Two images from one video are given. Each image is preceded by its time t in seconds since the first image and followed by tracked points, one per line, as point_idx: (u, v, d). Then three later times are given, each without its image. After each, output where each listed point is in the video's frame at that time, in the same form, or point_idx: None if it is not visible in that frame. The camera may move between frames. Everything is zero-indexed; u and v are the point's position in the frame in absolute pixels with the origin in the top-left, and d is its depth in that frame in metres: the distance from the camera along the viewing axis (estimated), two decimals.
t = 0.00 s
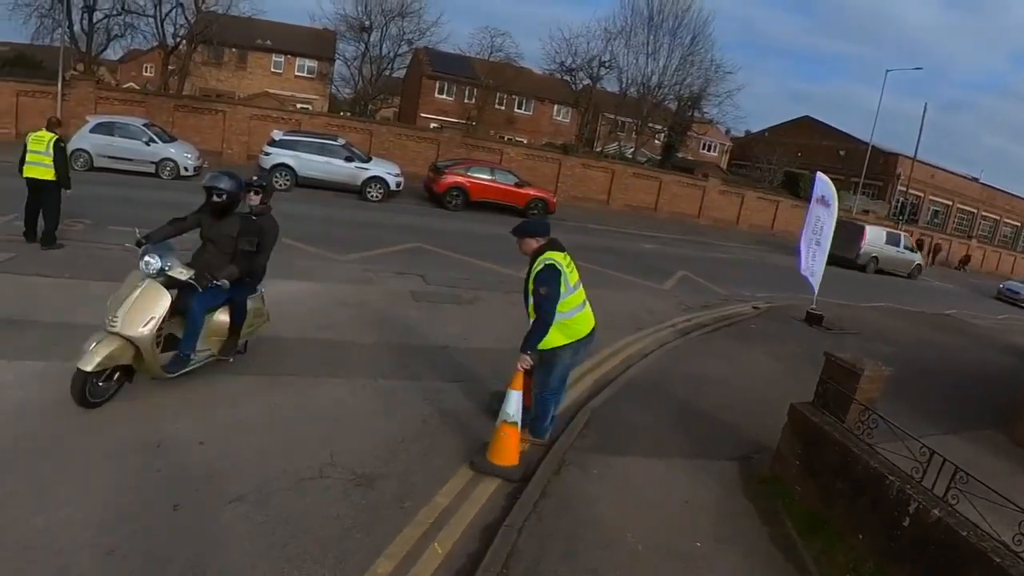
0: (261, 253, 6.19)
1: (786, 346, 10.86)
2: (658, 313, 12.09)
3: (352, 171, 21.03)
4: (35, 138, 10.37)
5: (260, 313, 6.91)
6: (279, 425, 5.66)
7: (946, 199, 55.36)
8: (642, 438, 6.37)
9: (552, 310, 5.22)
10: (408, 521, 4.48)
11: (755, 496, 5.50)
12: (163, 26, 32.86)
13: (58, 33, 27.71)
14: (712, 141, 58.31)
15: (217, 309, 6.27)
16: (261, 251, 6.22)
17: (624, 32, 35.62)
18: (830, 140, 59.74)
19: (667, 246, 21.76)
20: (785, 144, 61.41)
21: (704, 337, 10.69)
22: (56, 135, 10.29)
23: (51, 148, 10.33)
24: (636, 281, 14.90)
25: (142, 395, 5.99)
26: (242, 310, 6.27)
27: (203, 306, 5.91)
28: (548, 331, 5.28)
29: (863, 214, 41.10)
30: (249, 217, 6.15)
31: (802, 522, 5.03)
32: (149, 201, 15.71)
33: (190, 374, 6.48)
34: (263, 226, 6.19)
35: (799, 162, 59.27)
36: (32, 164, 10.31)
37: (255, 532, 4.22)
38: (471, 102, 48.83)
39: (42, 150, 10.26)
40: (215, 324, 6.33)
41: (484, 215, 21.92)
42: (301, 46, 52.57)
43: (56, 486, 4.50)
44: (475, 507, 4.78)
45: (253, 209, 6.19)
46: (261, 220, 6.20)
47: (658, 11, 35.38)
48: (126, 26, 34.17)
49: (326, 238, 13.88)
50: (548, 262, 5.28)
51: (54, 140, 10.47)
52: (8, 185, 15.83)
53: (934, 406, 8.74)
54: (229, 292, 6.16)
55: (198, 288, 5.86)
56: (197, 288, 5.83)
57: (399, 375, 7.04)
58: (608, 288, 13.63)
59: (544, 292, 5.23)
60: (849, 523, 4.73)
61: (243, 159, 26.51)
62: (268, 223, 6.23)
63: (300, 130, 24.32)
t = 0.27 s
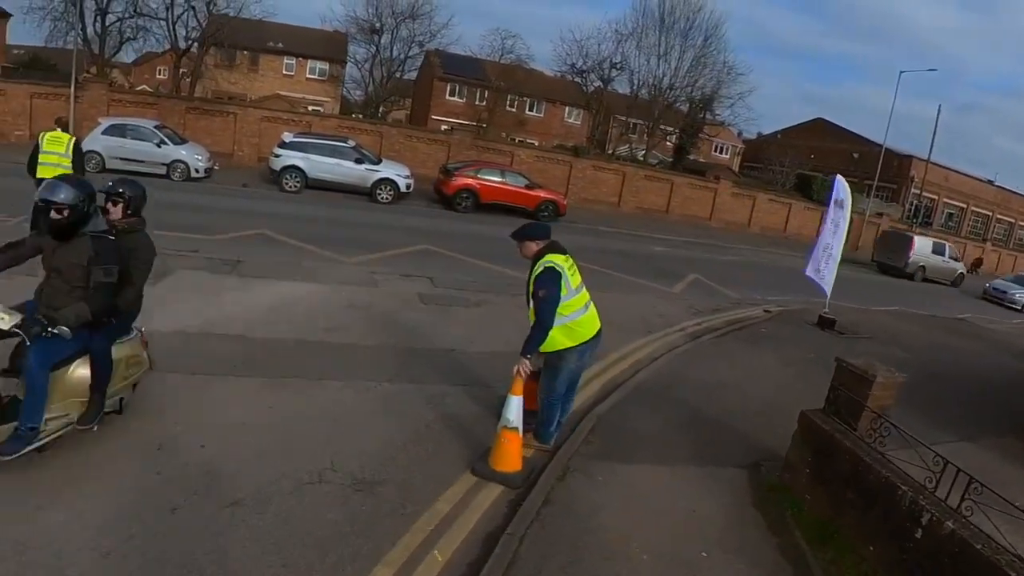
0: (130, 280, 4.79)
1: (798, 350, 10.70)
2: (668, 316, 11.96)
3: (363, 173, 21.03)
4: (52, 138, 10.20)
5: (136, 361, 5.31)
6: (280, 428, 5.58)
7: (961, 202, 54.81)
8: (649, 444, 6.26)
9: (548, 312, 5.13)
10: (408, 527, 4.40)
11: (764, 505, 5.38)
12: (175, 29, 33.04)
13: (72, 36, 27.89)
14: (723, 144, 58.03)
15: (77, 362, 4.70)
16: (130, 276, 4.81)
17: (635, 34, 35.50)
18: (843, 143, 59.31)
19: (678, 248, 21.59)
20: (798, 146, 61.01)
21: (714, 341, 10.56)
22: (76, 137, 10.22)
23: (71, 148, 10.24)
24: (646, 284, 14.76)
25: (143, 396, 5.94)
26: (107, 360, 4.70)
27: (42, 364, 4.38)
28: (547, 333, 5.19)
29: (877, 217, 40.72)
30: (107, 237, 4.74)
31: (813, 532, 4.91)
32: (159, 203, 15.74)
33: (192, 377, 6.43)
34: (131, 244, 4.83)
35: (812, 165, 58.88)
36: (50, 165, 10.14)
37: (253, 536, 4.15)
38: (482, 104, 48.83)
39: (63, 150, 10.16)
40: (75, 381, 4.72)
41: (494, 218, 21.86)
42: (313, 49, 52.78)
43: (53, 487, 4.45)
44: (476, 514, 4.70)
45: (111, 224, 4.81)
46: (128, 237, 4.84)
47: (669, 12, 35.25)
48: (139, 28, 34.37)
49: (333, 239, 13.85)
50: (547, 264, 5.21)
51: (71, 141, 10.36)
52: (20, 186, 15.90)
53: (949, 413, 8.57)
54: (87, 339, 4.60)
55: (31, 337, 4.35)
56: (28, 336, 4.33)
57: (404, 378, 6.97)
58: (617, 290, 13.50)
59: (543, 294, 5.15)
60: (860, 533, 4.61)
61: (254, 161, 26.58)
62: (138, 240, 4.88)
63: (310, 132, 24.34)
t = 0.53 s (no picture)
0: None
1: (811, 354, 10.62)
2: (680, 318, 11.90)
3: (374, 175, 21.08)
4: (66, 140, 10.27)
5: None
6: (289, 429, 5.58)
7: (976, 204, 54.35)
8: (660, 447, 6.22)
9: (561, 307, 5.15)
10: (416, 530, 4.38)
11: (775, 510, 5.32)
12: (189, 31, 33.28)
13: (88, 39, 28.15)
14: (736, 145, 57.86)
15: None
16: None
17: (648, 36, 35.44)
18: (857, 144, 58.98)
19: (690, 251, 21.49)
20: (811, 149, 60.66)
21: (726, 344, 10.49)
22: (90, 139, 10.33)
23: (86, 150, 10.35)
24: (657, 286, 14.71)
25: (153, 397, 5.96)
26: None
27: None
28: (564, 327, 5.20)
29: (890, 220, 40.43)
30: None
31: (825, 539, 4.85)
32: (172, 204, 15.83)
33: (201, 378, 6.44)
34: None
35: (826, 167, 58.57)
36: (66, 167, 10.23)
37: (260, 538, 4.14)
38: (493, 106, 48.89)
39: (79, 152, 10.26)
40: None
41: (504, 219, 21.86)
42: (325, 51, 53.06)
43: (64, 487, 4.47)
44: (485, 517, 4.67)
45: None
46: None
47: (682, 14, 35.17)
48: (153, 31, 34.65)
49: (344, 241, 13.88)
50: (561, 258, 5.23)
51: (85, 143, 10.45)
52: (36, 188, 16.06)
53: (964, 418, 8.46)
54: None
55: None
56: None
57: (415, 380, 6.96)
58: (629, 293, 13.45)
59: (558, 285, 5.17)
60: (873, 540, 4.55)
61: (266, 162, 26.72)
62: None
63: (322, 134, 24.44)
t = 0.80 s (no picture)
0: None
1: (825, 357, 10.56)
2: (693, 322, 11.86)
3: (387, 177, 21.16)
4: (78, 143, 10.14)
5: None
6: (303, 430, 5.61)
7: (991, 208, 53.93)
8: (672, 451, 6.20)
9: (577, 301, 5.20)
10: (429, 532, 4.39)
11: (789, 514, 5.30)
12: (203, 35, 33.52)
13: (103, 42, 28.39)
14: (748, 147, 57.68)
15: None
16: None
17: (661, 38, 35.39)
18: (870, 147, 58.69)
19: (703, 254, 21.43)
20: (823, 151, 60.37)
21: (739, 347, 10.45)
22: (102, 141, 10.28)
23: (99, 153, 10.30)
24: (669, 289, 14.68)
25: (169, 397, 6.01)
26: None
27: None
28: (582, 321, 5.23)
29: (904, 223, 40.17)
30: None
31: (840, 543, 4.83)
32: (187, 206, 15.94)
33: (216, 379, 6.47)
34: None
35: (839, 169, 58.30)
36: (80, 171, 10.17)
37: (274, 538, 4.17)
38: (506, 109, 48.96)
39: (94, 156, 10.21)
40: None
41: (517, 222, 21.89)
42: (338, 54, 53.32)
43: (80, 487, 4.51)
44: (498, 519, 4.68)
45: None
46: None
47: (695, 16, 35.11)
48: (167, 34, 34.92)
49: (357, 243, 13.94)
50: (577, 254, 5.29)
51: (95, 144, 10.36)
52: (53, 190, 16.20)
53: (980, 422, 8.40)
54: None
55: None
56: None
57: (428, 382, 6.98)
58: (641, 295, 13.43)
59: (576, 278, 5.21)
60: (889, 545, 4.52)
61: (279, 165, 26.87)
62: None
63: (336, 137, 24.56)
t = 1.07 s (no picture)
0: None
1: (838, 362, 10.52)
2: (705, 325, 11.84)
3: (400, 180, 21.24)
4: (90, 148, 10.33)
5: None
6: (317, 431, 5.65)
7: (1006, 211, 53.50)
8: (684, 454, 6.21)
9: (585, 303, 5.23)
10: (442, 533, 4.42)
11: (802, 519, 5.30)
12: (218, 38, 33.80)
13: (119, 46, 28.66)
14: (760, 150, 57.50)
15: None
16: None
17: (673, 41, 35.37)
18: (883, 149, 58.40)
19: (715, 257, 21.38)
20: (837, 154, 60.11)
21: (751, 351, 10.42)
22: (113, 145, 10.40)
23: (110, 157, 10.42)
24: (681, 292, 14.66)
25: (184, 398, 6.07)
26: None
27: None
28: (582, 323, 5.26)
29: (918, 226, 39.89)
30: None
31: (853, 548, 4.82)
32: (201, 209, 16.06)
33: (231, 381, 6.53)
34: None
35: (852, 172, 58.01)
36: (89, 173, 10.27)
37: (288, 538, 4.21)
38: (518, 111, 49.03)
39: (104, 159, 10.33)
40: None
41: (529, 224, 21.92)
42: (351, 57, 53.61)
43: (97, 486, 4.57)
44: (511, 522, 4.70)
45: None
46: None
47: (707, 19, 35.06)
48: (181, 38, 35.22)
49: (370, 246, 14.01)
50: (587, 256, 5.33)
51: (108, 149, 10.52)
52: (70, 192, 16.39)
53: (995, 428, 8.34)
54: None
55: None
56: None
57: (441, 385, 7.01)
58: (654, 299, 13.42)
59: (582, 280, 5.24)
60: (901, 551, 4.51)
61: (293, 167, 27.04)
62: None
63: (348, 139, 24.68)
